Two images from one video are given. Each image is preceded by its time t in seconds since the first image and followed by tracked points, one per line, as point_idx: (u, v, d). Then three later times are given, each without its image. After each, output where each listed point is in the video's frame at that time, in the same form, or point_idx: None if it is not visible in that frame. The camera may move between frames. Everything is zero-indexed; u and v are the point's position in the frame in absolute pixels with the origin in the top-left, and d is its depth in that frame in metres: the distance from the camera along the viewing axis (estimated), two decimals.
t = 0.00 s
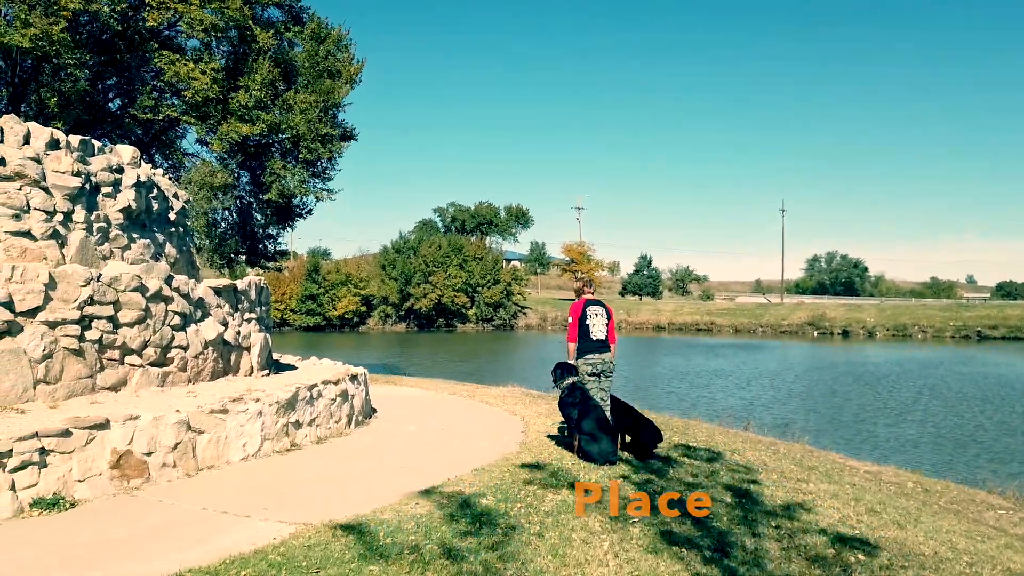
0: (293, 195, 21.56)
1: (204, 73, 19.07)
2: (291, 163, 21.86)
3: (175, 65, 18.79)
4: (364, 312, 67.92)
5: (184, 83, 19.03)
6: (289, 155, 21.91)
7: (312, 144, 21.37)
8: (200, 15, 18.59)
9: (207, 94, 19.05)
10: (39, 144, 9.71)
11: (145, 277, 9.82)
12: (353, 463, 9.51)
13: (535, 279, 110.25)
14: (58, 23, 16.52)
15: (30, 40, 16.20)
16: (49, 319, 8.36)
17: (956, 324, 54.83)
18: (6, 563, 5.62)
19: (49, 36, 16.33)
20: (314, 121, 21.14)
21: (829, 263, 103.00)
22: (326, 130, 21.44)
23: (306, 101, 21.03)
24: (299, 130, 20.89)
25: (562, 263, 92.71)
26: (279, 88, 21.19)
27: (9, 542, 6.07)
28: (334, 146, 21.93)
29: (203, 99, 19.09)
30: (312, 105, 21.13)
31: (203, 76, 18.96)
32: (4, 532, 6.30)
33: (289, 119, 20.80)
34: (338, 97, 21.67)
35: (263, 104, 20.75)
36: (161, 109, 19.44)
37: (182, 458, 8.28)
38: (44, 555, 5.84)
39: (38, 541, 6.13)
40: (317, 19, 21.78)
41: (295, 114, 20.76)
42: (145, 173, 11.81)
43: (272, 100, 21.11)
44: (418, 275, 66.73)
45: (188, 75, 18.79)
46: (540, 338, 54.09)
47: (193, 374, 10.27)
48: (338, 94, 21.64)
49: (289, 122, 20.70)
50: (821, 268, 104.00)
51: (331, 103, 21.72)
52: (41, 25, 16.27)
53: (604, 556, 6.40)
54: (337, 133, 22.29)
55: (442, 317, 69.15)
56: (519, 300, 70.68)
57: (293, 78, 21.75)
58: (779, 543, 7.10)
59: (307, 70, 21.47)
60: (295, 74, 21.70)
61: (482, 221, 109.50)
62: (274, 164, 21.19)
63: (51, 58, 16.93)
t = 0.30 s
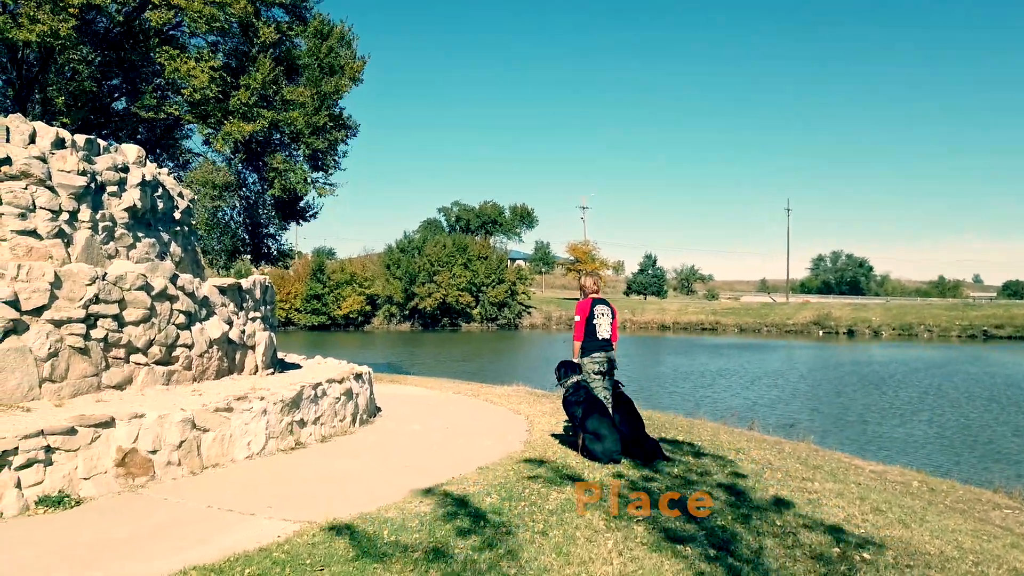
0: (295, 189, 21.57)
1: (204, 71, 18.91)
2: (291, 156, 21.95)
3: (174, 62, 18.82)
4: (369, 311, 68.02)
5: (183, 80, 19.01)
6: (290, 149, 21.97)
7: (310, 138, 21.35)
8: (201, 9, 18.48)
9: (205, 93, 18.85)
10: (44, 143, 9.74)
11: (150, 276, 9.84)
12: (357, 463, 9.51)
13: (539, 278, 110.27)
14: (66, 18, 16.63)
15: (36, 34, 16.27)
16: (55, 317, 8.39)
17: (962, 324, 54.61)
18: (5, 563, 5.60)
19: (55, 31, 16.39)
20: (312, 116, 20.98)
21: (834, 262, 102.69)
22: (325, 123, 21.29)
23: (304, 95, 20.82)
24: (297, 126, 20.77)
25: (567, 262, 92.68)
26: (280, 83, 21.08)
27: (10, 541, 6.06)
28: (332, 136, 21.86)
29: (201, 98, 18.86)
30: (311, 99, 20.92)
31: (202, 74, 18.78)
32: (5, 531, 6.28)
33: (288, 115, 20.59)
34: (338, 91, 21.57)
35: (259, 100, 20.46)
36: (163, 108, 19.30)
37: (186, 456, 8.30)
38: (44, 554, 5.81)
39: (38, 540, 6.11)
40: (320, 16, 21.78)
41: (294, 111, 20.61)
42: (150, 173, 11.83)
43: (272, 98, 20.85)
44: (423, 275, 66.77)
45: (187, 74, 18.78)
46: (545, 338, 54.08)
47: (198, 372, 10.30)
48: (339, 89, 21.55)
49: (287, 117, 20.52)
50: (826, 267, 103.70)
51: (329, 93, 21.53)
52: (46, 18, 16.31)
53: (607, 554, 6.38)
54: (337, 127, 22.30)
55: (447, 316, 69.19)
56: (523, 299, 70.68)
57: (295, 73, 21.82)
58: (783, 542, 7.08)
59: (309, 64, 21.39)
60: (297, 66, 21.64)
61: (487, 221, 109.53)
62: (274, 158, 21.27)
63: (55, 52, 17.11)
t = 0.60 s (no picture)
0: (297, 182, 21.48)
1: (206, 67, 18.85)
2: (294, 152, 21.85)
3: (177, 57, 18.80)
4: (373, 311, 68.14)
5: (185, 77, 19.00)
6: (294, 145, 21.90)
7: (315, 135, 21.37)
8: (206, 11, 18.44)
9: (207, 90, 18.92)
10: (50, 144, 9.79)
11: (155, 276, 9.86)
12: (361, 462, 9.51)
13: (544, 278, 110.29)
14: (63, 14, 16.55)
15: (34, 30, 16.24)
16: (61, 317, 8.42)
17: (968, 323, 54.42)
18: (6, 563, 5.60)
19: (52, 28, 16.35)
20: (316, 112, 21.19)
21: (839, 262, 102.43)
22: (330, 120, 21.46)
23: (309, 92, 21.03)
24: (301, 123, 21.00)
25: (571, 263, 92.70)
26: (282, 82, 20.93)
27: (13, 541, 6.07)
28: (337, 135, 21.83)
29: (204, 95, 18.94)
30: (316, 96, 21.12)
31: (203, 70, 18.76)
32: (10, 531, 6.29)
33: (292, 112, 20.85)
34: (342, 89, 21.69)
35: (261, 97, 20.60)
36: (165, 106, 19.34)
37: (192, 456, 8.32)
38: (46, 554, 5.81)
39: (39, 540, 6.10)
40: (327, 20, 21.86)
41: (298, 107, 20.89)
42: (155, 173, 11.86)
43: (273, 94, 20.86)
44: (427, 275, 66.83)
45: (189, 70, 18.75)
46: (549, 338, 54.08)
47: (203, 372, 10.33)
48: (344, 87, 21.75)
49: (292, 113, 20.78)
50: (832, 267, 103.43)
51: (332, 89, 21.65)
52: (46, 15, 16.30)
53: (612, 554, 6.38)
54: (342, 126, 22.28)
55: (451, 316, 69.23)
56: (527, 299, 70.70)
57: (299, 70, 21.77)
58: (787, 542, 7.07)
59: (316, 61, 21.41)
60: (301, 66, 21.70)
61: (491, 221, 109.60)
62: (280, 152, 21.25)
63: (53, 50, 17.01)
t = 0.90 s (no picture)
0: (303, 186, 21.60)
1: (211, 69, 18.71)
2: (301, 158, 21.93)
3: (182, 59, 18.75)
4: (378, 311, 68.24)
5: (191, 79, 18.97)
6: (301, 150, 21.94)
7: (321, 141, 21.32)
8: (210, 12, 18.42)
9: (214, 91, 19.00)
10: (56, 144, 9.86)
11: (160, 276, 9.87)
12: (366, 462, 9.51)
13: (548, 278, 110.24)
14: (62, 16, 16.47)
15: (37, 32, 16.25)
16: (66, 317, 8.43)
17: (975, 323, 54.16)
18: (7, 563, 5.59)
19: (53, 29, 16.34)
20: (324, 116, 20.96)
21: (844, 261, 102.07)
22: (337, 126, 21.32)
23: (315, 99, 20.95)
24: (310, 129, 20.85)
25: (576, 262, 92.63)
26: (292, 86, 21.07)
27: (19, 540, 6.08)
28: (343, 138, 21.84)
29: (211, 96, 19.03)
30: (323, 103, 20.97)
31: (210, 72, 18.66)
32: (15, 531, 6.31)
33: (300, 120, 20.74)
34: (348, 95, 21.55)
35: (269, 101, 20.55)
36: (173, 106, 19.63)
37: (197, 456, 8.32)
38: (48, 554, 5.81)
39: (43, 540, 6.11)
40: (333, 21, 22.00)
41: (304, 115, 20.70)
42: (161, 173, 11.89)
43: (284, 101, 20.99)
44: (431, 274, 66.89)
45: (195, 71, 18.65)
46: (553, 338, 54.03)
47: (208, 372, 10.34)
48: (350, 92, 21.60)
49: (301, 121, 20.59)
50: (837, 266, 103.13)
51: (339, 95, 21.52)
52: (46, 17, 16.27)
53: (617, 555, 6.36)
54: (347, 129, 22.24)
55: (456, 315, 69.28)
56: (532, 299, 70.72)
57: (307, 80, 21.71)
58: (793, 543, 7.04)
59: (321, 64, 21.47)
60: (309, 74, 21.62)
61: (495, 220, 109.64)
62: (285, 160, 21.31)
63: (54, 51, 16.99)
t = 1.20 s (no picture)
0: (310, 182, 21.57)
1: (219, 73, 18.94)
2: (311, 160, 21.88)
3: (190, 63, 18.91)
4: (382, 310, 68.33)
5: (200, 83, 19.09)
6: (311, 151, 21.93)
7: (330, 139, 21.38)
8: (218, 15, 18.52)
9: (222, 94, 19.04)
10: (62, 144, 9.89)
11: (166, 275, 9.89)
12: (371, 462, 9.51)
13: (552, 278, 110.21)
14: (74, 16, 16.65)
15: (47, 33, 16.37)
16: (72, 317, 8.45)
17: (981, 322, 53.96)
18: (7, 562, 5.58)
19: (63, 30, 16.47)
20: (332, 116, 21.00)
21: (849, 261, 101.78)
22: (344, 127, 21.45)
23: (324, 99, 20.95)
24: (317, 128, 20.84)
25: (580, 262, 92.56)
26: (297, 88, 21.08)
27: (24, 539, 6.09)
28: (351, 140, 21.86)
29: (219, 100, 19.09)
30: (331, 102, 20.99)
31: (218, 76, 18.89)
32: (21, 530, 6.32)
33: (307, 118, 20.64)
34: (356, 96, 21.70)
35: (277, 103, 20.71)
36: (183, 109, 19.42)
37: (202, 455, 8.33)
38: (52, 553, 5.81)
39: (48, 540, 6.11)
40: (338, 22, 21.99)
41: (312, 112, 20.66)
42: (166, 173, 11.91)
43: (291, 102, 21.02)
44: (436, 274, 66.94)
45: (203, 76, 18.85)
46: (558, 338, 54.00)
47: (213, 371, 10.36)
48: (358, 94, 21.71)
49: (308, 119, 20.59)
50: (842, 266, 102.86)
51: (347, 97, 21.63)
52: (57, 18, 16.40)
53: (622, 555, 6.35)
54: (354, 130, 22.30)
55: (460, 315, 69.30)
56: (536, 299, 70.72)
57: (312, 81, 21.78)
58: (799, 543, 7.01)
59: (326, 67, 21.54)
60: (314, 75, 21.70)
61: (500, 220, 109.69)
62: (293, 156, 21.38)
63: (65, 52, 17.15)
